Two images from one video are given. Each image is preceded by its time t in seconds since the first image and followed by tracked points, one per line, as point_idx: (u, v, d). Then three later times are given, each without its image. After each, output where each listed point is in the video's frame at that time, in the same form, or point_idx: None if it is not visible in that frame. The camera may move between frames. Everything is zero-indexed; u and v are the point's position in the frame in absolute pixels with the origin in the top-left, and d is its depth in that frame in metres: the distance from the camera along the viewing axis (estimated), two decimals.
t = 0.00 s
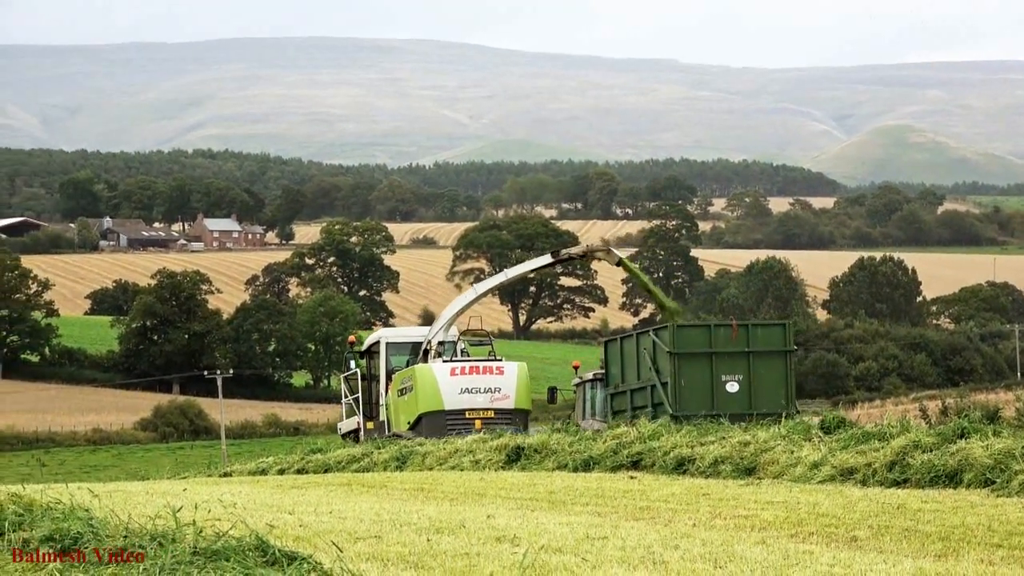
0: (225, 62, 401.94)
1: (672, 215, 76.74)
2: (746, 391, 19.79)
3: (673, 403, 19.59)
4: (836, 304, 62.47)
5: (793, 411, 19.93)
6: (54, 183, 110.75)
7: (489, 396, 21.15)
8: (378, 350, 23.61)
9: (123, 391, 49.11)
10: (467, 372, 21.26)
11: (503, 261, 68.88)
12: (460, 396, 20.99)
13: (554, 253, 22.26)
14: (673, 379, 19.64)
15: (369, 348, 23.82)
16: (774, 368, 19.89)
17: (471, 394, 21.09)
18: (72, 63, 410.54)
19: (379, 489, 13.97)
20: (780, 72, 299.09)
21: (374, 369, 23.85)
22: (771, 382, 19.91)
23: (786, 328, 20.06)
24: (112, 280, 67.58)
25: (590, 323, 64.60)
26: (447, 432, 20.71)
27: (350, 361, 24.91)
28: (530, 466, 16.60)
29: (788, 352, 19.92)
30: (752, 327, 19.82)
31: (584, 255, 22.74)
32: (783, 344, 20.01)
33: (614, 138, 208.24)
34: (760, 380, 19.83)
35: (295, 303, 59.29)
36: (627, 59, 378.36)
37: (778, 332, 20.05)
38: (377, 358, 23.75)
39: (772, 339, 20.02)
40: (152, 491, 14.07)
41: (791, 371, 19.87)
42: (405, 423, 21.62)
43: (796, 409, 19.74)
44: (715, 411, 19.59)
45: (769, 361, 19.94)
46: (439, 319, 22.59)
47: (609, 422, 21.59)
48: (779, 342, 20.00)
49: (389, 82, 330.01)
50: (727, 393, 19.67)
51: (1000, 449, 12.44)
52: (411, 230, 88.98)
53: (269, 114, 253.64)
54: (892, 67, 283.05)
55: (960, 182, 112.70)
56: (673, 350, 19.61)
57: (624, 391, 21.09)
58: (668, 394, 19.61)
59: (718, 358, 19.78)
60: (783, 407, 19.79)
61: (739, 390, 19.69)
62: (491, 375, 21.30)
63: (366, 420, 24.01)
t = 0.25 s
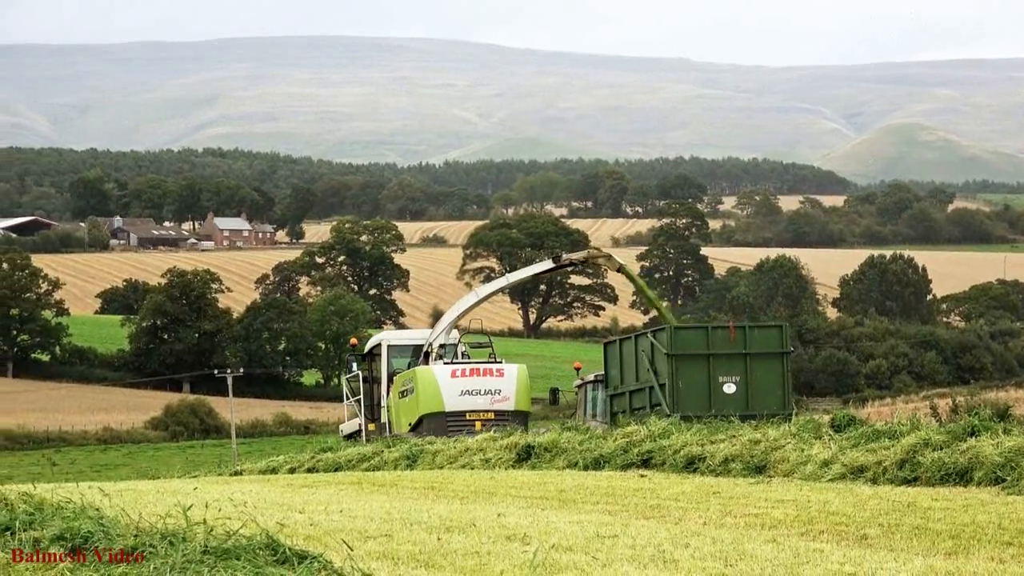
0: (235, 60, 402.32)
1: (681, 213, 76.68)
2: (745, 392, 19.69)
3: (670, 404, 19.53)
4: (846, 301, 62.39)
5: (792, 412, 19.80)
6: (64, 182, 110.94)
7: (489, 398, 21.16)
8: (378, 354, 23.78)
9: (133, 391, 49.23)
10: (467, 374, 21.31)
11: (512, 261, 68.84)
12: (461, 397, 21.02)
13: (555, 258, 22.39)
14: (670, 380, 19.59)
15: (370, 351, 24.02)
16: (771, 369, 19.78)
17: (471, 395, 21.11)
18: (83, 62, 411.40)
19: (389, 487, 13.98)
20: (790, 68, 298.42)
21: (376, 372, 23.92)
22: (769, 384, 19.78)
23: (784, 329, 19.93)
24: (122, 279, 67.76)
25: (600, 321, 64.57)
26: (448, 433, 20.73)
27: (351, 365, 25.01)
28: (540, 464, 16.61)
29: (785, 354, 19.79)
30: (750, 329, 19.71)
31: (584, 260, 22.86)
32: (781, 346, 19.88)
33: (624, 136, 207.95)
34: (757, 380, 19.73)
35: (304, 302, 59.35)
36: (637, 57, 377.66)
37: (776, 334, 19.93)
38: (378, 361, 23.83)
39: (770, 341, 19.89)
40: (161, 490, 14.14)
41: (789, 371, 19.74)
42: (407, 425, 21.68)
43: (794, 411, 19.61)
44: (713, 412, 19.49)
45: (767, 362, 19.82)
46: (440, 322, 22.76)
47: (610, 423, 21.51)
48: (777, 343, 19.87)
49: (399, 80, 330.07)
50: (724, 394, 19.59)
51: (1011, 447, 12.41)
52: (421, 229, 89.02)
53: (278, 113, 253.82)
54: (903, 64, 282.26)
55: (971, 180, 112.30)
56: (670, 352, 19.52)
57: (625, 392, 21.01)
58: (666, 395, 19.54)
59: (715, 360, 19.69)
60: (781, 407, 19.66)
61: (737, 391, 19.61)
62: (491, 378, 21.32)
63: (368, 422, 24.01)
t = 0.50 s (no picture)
0: (240, 60, 402.71)
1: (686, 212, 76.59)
2: (739, 394, 19.44)
3: (666, 405, 19.20)
4: (851, 301, 62.49)
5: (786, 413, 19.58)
6: (69, 181, 111.12)
7: (487, 400, 21.17)
8: (376, 356, 23.80)
9: (139, 390, 49.28)
10: (464, 376, 21.32)
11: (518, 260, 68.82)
12: (458, 399, 21.04)
13: (551, 260, 22.39)
14: (665, 382, 19.30)
15: (366, 354, 24.00)
16: (766, 370, 19.53)
17: (468, 397, 21.13)
18: (88, 61, 411.92)
19: (395, 487, 14.00)
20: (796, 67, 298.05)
21: (373, 374, 23.96)
22: (762, 386, 19.56)
23: (778, 330, 19.72)
24: (128, 278, 67.82)
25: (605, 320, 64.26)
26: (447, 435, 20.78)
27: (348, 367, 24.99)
28: (546, 463, 16.61)
29: (780, 355, 19.57)
30: (744, 331, 19.50)
31: (580, 261, 22.86)
32: (775, 348, 19.67)
33: (630, 135, 207.83)
34: (751, 383, 19.49)
35: (310, 301, 59.41)
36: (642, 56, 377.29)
37: (770, 335, 19.73)
38: (375, 362, 23.89)
39: (764, 343, 19.67)
40: (168, 489, 14.13)
41: (784, 373, 19.52)
42: (404, 427, 21.70)
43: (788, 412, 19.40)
44: (708, 414, 19.21)
45: (761, 364, 19.59)
46: (436, 324, 22.79)
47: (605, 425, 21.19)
48: (771, 345, 19.67)
49: (405, 79, 330.15)
50: (719, 396, 19.31)
51: (1018, 446, 12.40)
52: (426, 228, 89.04)
53: (284, 112, 254.05)
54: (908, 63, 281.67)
55: (977, 178, 112.09)
56: (665, 354, 19.25)
57: (619, 394, 20.70)
58: (661, 396, 19.23)
59: (710, 361, 19.42)
60: (775, 409, 19.41)
61: (732, 393, 19.35)
62: (488, 379, 21.33)
63: (366, 424, 23.97)
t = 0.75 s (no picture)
0: (246, 58, 403.11)
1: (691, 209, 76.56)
2: (734, 395, 19.41)
3: (661, 405, 19.20)
4: (857, 298, 62.42)
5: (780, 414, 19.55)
6: (75, 180, 111.30)
7: (484, 401, 21.18)
8: (374, 356, 23.83)
9: (144, 388, 49.35)
10: (462, 377, 21.30)
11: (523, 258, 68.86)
12: (455, 401, 21.02)
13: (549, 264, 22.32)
14: (660, 383, 19.29)
15: (364, 354, 24.02)
16: (761, 372, 19.50)
17: (466, 399, 21.12)
18: (93, 58, 412.26)
19: (401, 485, 14.01)
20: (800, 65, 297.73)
21: (371, 375, 24.01)
22: (757, 386, 19.53)
23: (772, 332, 19.70)
24: (133, 276, 67.91)
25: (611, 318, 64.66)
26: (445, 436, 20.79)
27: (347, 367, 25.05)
28: (551, 461, 16.61)
29: (774, 357, 19.54)
30: (739, 332, 19.49)
31: (578, 265, 22.79)
32: (769, 348, 19.64)
33: (635, 133, 207.77)
34: (746, 383, 19.46)
35: (315, 299, 59.48)
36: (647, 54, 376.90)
37: (764, 336, 19.71)
38: (373, 364, 23.95)
39: (759, 344, 19.65)
40: (174, 487, 14.16)
41: (778, 374, 19.49)
42: (401, 428, 21.70)
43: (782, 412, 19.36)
44: (703, 415, 19.17)
45: (756, 365, 19.57)
46: (435, 326, 22.77)
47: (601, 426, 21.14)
48: (766, 346, 19.64)
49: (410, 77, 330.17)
50: (714, 397, 19.29)
51: None
52: (432, 225, 89.10)
53: (289, 110, 254.30)
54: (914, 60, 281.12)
55: (982, 176, 111.92)
56: (660, 354, 19.23)
57: (614, 395, 20.68)
58: (655, 397, 19.20)
59: (705, 362, 19.40)
60: (770, 410, 19.38)
61: (726, 394, 19.32)
62: (486, 381, 21.32)
63: (364, 425, 23.98)
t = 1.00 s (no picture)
0: (252, 56, 403.63)
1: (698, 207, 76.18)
2: (728, 396, 19.35)
3: (657, 406, 19.14)
4: (862, 297, 62.51)
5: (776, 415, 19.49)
6: (80, 178, 111.59)
7: (481, 402, 21.18)
8: (372, 357, 23.88)
9: (150, 386, 49.42)
10: (460, 378, 21.27)
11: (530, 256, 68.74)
12: (454, 401, 20.99)
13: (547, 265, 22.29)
14: (655, 384, 19.25)
15: (362, 356, 24.10)
16: (755, 373, 19.43)
17: (463, 399, 21.10)
18: (99, 56, 412.78)
19: (406, 482, 14.03)
20: (807, 62, 297.40)
21: (369, 375, 24.04)
22: (751, 387, 19.46)
23: (767, 332, 19.65)
24: (138, 274, 68.04)
25: (616, 316, 65.00)
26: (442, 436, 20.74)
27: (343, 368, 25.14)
28: (557, 459, 16.60)
29: (769, 358, 19.49)
30: (733, 333, 19.44)
31: (574, 267, 22.81)
32: (764, 349, 19.57)
33: (641, 131, 207.69)
34: (740, 384, 19.39)
35: (321, 297, 59.52)
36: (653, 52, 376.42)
37: (759, 337, 19.65)
38: (371, 364, 23.99)
39: (753, 344, 19.58)
40: (180, 485, 14.20)
41: (773, 375, 19.42)
42: (399, 428, 21.67)
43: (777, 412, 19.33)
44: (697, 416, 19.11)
45: (750, 365, 19.49)
46: (432, 326, 22.69)
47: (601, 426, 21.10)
48: (760, 347, 19.58)
49: (415, 75, 330.19)
50: (708, 397, 19.26)
51: None
52: (438, 223, 89.11)
53: (294, 108, 254.61)
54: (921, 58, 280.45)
55: (988, 174, 111.71)
56: (656, 356, 19.17)
57: (612, 396, 20.64)
58: (651, 398, 19.17)
59: (700, 364, 19.35)
60: (764, 411, 19.34)
61: (720, 394, 19.28)
62: (483, 381, 21.33)
63: (362, 425, 24.04)
